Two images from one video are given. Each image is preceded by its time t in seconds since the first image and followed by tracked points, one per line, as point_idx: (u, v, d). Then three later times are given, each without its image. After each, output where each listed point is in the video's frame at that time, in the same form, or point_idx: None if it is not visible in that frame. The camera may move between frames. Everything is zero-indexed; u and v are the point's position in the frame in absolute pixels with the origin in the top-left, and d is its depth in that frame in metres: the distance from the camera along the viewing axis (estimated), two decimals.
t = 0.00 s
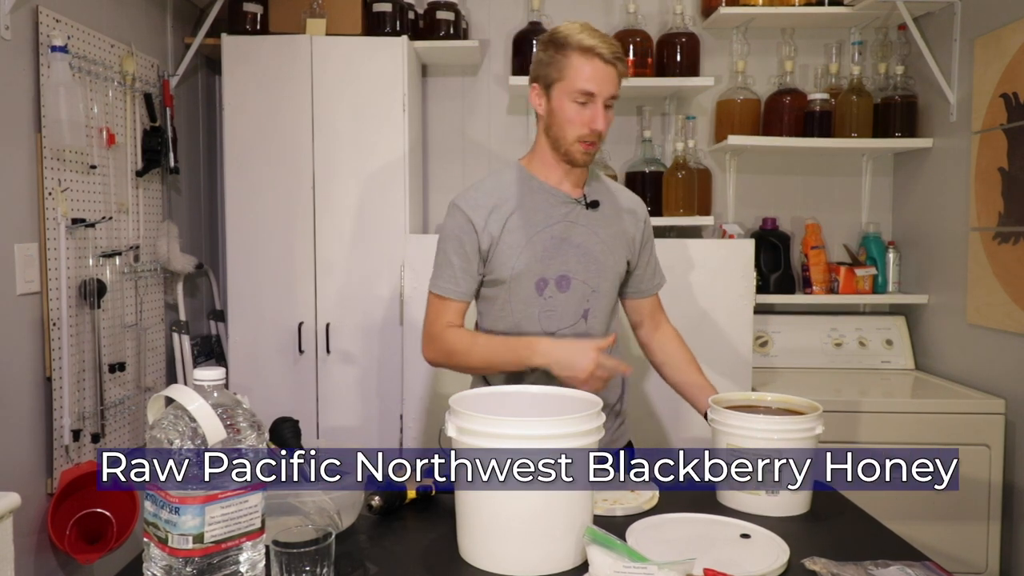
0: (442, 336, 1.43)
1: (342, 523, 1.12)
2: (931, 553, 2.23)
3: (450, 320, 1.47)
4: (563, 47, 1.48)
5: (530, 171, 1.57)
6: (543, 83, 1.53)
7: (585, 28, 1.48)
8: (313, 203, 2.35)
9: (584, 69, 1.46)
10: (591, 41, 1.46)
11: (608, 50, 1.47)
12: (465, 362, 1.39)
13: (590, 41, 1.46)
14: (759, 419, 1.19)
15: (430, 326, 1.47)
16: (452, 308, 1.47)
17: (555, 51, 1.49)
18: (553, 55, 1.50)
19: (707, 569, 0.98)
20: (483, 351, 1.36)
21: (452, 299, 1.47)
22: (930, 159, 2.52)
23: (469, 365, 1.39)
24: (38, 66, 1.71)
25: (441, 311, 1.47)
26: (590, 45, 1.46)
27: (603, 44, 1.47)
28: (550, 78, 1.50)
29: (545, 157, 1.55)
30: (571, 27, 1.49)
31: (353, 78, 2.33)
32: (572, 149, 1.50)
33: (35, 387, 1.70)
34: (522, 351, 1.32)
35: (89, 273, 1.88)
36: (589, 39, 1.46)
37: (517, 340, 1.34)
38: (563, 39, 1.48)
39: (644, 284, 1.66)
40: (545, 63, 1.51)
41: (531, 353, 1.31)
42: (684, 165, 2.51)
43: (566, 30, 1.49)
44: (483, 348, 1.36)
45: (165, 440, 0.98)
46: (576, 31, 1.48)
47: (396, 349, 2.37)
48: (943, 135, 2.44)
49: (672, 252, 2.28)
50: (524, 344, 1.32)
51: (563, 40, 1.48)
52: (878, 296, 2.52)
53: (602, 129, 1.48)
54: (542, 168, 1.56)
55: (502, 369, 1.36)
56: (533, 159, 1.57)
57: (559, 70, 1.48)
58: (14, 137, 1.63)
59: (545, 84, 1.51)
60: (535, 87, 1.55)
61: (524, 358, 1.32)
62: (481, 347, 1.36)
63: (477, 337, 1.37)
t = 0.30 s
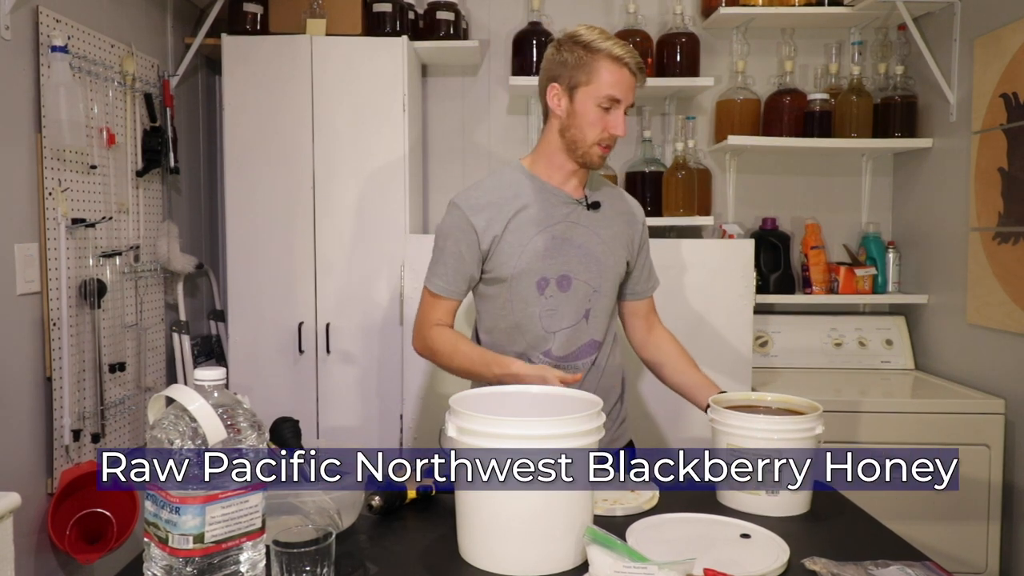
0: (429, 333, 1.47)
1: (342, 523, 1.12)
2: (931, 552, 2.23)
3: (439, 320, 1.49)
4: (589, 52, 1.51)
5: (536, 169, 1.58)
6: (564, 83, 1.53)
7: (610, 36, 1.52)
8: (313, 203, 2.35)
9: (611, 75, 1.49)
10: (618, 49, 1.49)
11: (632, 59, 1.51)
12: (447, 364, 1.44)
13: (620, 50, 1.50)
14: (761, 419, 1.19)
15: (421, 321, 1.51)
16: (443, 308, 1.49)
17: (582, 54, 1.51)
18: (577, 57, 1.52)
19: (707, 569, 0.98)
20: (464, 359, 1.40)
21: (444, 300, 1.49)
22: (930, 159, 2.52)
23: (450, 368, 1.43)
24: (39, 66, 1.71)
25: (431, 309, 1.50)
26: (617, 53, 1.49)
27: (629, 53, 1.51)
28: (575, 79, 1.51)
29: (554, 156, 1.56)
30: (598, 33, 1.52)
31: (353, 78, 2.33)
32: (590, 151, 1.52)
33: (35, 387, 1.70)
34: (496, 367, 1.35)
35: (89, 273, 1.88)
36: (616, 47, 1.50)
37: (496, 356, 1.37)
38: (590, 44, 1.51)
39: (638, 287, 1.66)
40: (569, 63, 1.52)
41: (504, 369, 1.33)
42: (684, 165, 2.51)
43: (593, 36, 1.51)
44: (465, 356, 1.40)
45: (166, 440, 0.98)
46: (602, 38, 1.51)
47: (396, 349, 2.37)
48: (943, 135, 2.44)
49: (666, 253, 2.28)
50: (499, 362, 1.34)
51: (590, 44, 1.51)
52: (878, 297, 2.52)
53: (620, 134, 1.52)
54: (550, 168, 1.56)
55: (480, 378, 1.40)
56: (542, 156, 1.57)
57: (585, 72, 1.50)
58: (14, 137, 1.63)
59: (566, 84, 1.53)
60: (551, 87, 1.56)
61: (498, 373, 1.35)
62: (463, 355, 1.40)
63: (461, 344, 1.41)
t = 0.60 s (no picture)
0: (438, 328, 1.46)
1: (342, 523, 1.12)
2: (931, 552, 2.23)
3: (446, 315, 1.48)
4: (583, 51, 1.53)
5: (537, 169, 1.58)
6: (561, 84, 1.56)
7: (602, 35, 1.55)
8: (313, 204, 2.35)
9: (606, 71, 1.52)
10: (611, 46, 1.53)
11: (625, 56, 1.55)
12: (456, 358, 1.43)
13: (612, 47, 1.53)
14: (760, 418, 1.19)
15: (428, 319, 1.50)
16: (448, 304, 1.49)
17: (576, 54, 1.54)
18: (570, 58, 1.54)
19: (707, 569, 0.98)
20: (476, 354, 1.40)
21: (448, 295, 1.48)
22: (930, 159, 2.52)
23: (458, 363, 1.43)
24: (39, 66, 1.71)
25: (437, 305, 1.49)
26: (611, 50, 1.53)
27: (621, 50, 1.54)
28: (571, 79, 1.54)
29: (556, 157, 1.57)
30: (588, 33, 1.55)
31: (353, 78, 2.33)
32: (593, 148, 1.54)
33: (35, 387, 1.70)
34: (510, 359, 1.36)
35: (89, 273, 1.88)
36: (609, 44, 1.53)
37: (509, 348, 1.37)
38: (583, 44, 1.54)
39: (638, 286, 1.67)
40: (564, 65, 1.55)
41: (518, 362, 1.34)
42: (684, 165, 2.51)
43: (584, 36, 1.54)
44: (476, 349, 1.40)
45: (166, 440, 0.98)
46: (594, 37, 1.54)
47: (396, 349, 2.37)
48: (943, 135, 2.44)
49: (664, 252, 2.28)
50: (513, 352, 1.35)
51: (583, 44, 1.54)
52: (878, 297, 2.52)
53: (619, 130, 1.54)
54: (551, 168, 1.57)
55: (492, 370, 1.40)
56: (543, 158, 1.58)
57: (581, 72, 1.53)
58: (14, 137, 1.63)
59: (562, 85, 1.55)
60: (547, 90, 1.58)
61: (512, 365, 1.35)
62: (474, 350, 1.40)
63: (472, 338, 1.41)
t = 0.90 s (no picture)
0: (432, 323, 1.46)
1: (342, 523, 1.12)
2: (931, 552, 2.23)
3: (441, 310, 1.49)
4: (564, 49, 1.53)
5: (529, 169, 1.57)
6: (546, 85, 1.56)
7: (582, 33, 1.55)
8: (313, 203, 2.35)
9: (589, 64, 1.51)
10: (590, 41, 1.52)
11: (607, 49, 1.54)
12: (453, 349, 1.42)
13: (593, 41, 1.53)
14: (760, 418, 1.19)
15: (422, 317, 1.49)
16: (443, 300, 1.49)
17: (557, 53, 1.54)
18: (552, 57, 1.55)
19: (707, 569, 0.98)
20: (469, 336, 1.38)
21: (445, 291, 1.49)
22: (930, 159, 2.52)
23: (456, 352, 1.42)
24: (38, 66, 1.71)
25: (432, 301, 1.49)
26: (591, 44, 1.52)
27: (602, 44, 1.54)
28: (554, 78, 1.54)
29: (548, 155, 1.56)
30: (568, 32, 1.55)
31: (353, 78, 2.33)
32: (582, 142, 1.51)
33: (34, 387, 1.70)
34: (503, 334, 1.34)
35: (89, 273, 1.88)
36: (588, 39, 1.53)
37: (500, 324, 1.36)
38: (564, 42, 1.54)
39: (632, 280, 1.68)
40: (547, 65, 1.55)
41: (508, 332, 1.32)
42: (684, 165, 2.51)
43: (564, 35, 1.55)
44: (469, 335, 1.39)
45: (166, 440, 0.98)
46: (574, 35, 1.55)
47: (396, 349, 2.37)
48: (943, 135, 2.44)
49: (663, 252, 2.28)
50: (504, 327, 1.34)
51: (563, 43, 1.54)
52: (878, 297, 2.52)
53: (609, 120, 1.51)
54: (544, 167, 1.56)
55: (489, 352, 1.38)
56: (535, 157, 1.57)
57: (563, 68, 1.52)
58: (14, 137, 1.63)
59: (547, 85, 1.55)
60: (534, 93, 1.58)
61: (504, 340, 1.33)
62: (468, 335, 1.39)
63: (464, 326, 1.40)
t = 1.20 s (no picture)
0: (428, 324, 1.46)
1: (342, 523, 1.13)
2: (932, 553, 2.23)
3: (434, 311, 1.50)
4: (544, 44, 1.52)
5: (513, 166, 1.58)
6: (527, 79, 1.55)
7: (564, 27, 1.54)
8: (313, 203, 2.35)
9: (564, 58, 1.49)
10: (569, 35, 1.50)
11: (588, 42, 1.51)
12: (447, 350, 1.41)
13: (573, 35, 1.51)
14: (761, 418, 1.18)
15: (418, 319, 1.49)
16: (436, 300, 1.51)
17: (539, 46, 1.53)
18: (533, 52, 1.54)
19: (707, 569, 0.98)
20: (464, 337, 1.37)
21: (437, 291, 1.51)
22: (930, 159, 2.52)
23: (450, 353, 1.41)
24: (39, 66, 1.71)
25: (426, 302, 1.51)
26: (569, 38, 1.50)
27: (582, 37, 1.51)
28: (533, 70, 1.53)
29: (528, 150, 1.56)
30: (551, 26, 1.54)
31: (353, 78, 2.33)
32: (554, 134, 1.49)
33: (35, 387, 1.70)
34: (499, 336, 1.32)
35: (89, 273, 1.88)
36: (567, 33, 1.51)
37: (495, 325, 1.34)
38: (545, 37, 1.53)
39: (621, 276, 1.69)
40: (529, 59, 1.55)
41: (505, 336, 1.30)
42: (684, 165, 2.50)
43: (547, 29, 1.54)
44: (463, 336, 1.38)
45: (166, 440, 0.98)
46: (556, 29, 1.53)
47: (396, 349, 2.37)
48: (943, 135, 2.44)
49: (653, 250, 2.28)
50: (500, 330, 1.32)
51: (544, 37, 1.53)
52: (878, 297, 2.52)
53: (582, 113, 1.49)
54: (525, 163, 1.57)
55: (484, 353, 1.36)
56: (516, 153, 1.58)
57: (541, 62, 1.51)
58: (14, 137, 1.63)
59: (528, 79, 1.54)
60: (518, 88, 1.58)
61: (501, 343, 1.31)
62: (462, 335, 1.38)
63: (458, 328, 1.39)
